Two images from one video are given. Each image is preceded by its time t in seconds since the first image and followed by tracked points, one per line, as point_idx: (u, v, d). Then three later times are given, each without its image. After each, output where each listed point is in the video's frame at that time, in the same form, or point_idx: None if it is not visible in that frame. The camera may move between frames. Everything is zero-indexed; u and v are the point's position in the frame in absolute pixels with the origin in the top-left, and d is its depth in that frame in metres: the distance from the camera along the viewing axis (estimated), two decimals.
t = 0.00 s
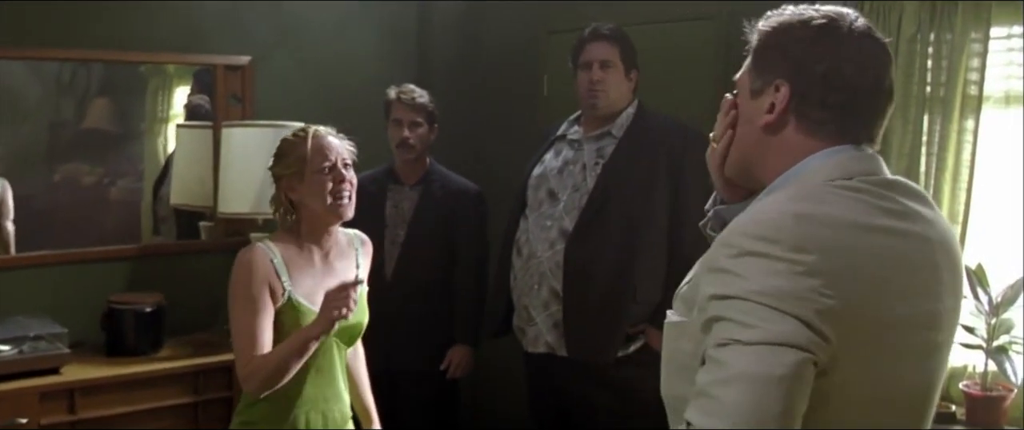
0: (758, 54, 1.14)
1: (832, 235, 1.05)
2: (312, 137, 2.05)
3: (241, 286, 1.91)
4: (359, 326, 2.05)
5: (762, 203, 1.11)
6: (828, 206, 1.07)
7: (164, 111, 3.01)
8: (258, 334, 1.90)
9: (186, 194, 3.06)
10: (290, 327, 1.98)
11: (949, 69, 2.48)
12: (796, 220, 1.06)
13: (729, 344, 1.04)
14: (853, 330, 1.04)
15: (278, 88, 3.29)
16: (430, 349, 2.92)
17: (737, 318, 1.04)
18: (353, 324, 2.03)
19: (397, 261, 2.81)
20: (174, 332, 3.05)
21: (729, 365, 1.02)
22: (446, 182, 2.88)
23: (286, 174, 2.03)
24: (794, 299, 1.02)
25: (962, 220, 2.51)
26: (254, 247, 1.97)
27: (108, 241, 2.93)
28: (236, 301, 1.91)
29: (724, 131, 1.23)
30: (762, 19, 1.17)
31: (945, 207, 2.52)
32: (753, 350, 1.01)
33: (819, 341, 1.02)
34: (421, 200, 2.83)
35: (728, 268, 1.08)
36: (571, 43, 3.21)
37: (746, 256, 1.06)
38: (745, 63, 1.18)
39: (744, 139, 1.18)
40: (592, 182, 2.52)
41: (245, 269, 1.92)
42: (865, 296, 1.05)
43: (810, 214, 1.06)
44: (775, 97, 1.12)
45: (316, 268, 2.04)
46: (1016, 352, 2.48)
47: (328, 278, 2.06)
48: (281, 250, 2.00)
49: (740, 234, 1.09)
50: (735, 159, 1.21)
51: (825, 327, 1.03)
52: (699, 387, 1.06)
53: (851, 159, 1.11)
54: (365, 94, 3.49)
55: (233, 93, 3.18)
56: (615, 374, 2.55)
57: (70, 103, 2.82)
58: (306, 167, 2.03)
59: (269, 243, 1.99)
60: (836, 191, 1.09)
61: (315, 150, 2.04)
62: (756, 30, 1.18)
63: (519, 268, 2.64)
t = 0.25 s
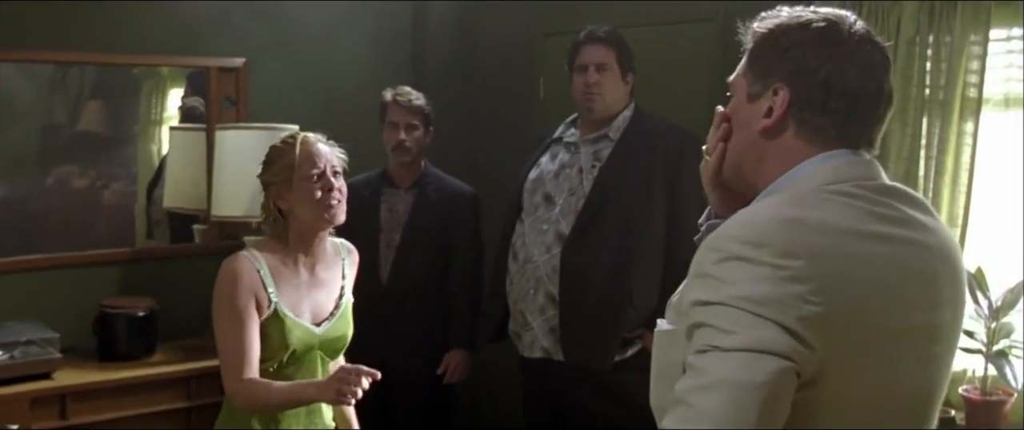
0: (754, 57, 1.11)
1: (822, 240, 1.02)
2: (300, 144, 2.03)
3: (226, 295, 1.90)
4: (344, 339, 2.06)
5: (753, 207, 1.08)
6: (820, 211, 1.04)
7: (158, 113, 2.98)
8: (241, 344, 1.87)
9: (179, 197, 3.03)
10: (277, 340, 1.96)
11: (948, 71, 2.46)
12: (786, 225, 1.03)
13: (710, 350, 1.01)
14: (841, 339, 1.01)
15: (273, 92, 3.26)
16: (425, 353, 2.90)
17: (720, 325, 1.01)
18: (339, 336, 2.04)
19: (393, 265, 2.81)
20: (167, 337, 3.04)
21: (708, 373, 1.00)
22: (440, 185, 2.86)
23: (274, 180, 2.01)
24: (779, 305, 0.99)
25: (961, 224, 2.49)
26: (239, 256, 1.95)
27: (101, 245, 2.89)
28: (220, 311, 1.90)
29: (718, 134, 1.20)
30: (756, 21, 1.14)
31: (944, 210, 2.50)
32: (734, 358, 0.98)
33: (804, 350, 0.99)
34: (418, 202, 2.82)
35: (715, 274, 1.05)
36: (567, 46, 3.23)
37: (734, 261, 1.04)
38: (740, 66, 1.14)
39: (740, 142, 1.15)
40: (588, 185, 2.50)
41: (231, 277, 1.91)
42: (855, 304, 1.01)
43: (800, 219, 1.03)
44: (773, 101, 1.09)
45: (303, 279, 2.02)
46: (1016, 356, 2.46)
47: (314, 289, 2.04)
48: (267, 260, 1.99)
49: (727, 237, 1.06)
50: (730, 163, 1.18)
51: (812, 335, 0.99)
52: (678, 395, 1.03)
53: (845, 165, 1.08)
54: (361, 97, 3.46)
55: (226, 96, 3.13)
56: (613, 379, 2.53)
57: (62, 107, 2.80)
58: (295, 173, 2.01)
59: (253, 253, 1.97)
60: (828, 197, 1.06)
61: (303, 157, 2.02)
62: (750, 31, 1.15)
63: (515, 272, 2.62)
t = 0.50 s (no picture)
0: (752, 57, 1.08)
1: (816, 243, 0.98)
2: (294, 146, 2.02)
3: (223, 300, 1.86)
4: (337, 343, 2.03)
5: (747, 210, 1.05)
6: (815, 213, 1.01)
7: (154, 113, 2.95)
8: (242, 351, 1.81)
9: (174, 198, 3.00)
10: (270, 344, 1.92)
11: (949, 70, 2.44)
12: (779, 228, 0.99)
13: (698, 358, 0.98)
14: (835, 346, 0.97)
15: (269, 92, 3.23)
16: (422, 355, 2.87)
17: (708, 331, 0.98)
18: (333, 340, 2.01)
19: (389, 267, 2.79)
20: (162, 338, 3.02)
21: (695, 381, 0.96)
22: (437, 184, 2.82)
23: (268, 184, 2.01)
24: (769, 310, 0.95)
25: (963, 223, 2.47)
26: (231, 259, 1.92)
27: (96, 246, 2.87)
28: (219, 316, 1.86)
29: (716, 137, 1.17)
30: (752, 19, 1.11)
31: (946, 210, 2.48)
32: (721, 365, 0.95)
33: (795, 357, 0.95)
34: (415, 202, 2.80)
35: (705, 279, 1.01)
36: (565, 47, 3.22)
37: (725, 265, 1.00)
38: (737, 65, 1.11)
39: (737, 144, 1.12)
40: (587, 185, 2.48)
41: (224, 281, 1.88)
42: (851, 310, 0.97)
43: (794, 222, 0.99)
44: (772, 102, 1.06)
45: (297, 282, 2.00)
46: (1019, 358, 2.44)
47: (306, 292, 2.01)
48: (261, 262, 1.96)
49: (718, 241, 1.02)
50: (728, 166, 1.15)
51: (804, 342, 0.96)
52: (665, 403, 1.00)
53: (844, 167, 1.05)
54: (358, 96, 3.44)
55: (221, 97, 3.09)
56: (612, 381, 2.51)
57: (56, 107, 2.77)
58: (288, 176, 2.01)
59: (246, 256, 1.95)
60: (825, 199, 1.02)
61: (297, 158, 2.02)
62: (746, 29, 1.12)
63: (513, 273, 2.60)
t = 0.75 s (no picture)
0: (747, 53, 1.08)
1: (818, 247, 0.98)
2: (294, 142, 2.00)
3: (220, 302, 1.84)
4: (338, 342, 2.01)
5: (750, 213, 1.05)
6: (819, 216, 1.00)
7: (149, 111, 2.92)
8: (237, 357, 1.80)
9: (168, 196, 2.97)
10: (271, 345, 1.91)
11: (951, 67, 2.42)
12: (782, 232, 0.99)
13: (707, 366, 0.98)
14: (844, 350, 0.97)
15: (265, 90, 3.20)
16: (419, 354, 2.85)
17: (716, 340, 0.98)
18: (334, 339, 1.99)
19: (385, 267, 2.76)
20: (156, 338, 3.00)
21: (705, 390, 0.96)
22: (433, 184, 2.80)
23: (268, 181, 1.99)
24: (774, 317, 0.96)
25: (964, 222, 2.46)
26: (232, 259, 1.90)
27: (90, 245, 2.85)
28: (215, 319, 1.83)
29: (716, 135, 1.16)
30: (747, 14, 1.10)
31: (947, 207, 2.46)
32: (731, 374, 0.95)
33: (803, 363, 0.95)
34: (410, 202, 2.77)
35: (710, 285, 1.01)
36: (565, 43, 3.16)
37: (728, 271, 1.00)
38: (733, 61, 1.11)
39: (734, 142, 1.12)
40: (585, 182, 2.46)
41: (224, 283, 1.85)
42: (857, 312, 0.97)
43: (798, 225, 0.99)
44: (769, 99, 1.06)
45: (297, 281, 1.98)
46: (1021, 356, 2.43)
47: (306, 291, 1.99)
48: (260, 261, 1.94)
49: (721, 247, 1.02)
50: (727, 164, 1.14)
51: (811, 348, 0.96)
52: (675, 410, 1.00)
53: (843, 167, 1.04)
54: (354, 94, 3.41)
55: (216, 95, 3.06)
56: (611, 380, 2.49)
57: (50, 106, 2.75)
58: (288, 174, 1.98)
59: (246, 255, 1.93)
60: (829, 201, 1.02)
61: (297, 156, 1.99)
62: (742, 23, 1.12)
63: (511, 272, 2.57)
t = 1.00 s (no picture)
0: (763, 44, 1.01)
1: (835, 248, 0.92)
2: (294, 139, 1.98)
3: (206, 303, 1.80)
4: (337, 342, 1.98)
5: (761, 214, 0.99)
6: (835, 216, 0.95)
7: (136, 110, 2.88)
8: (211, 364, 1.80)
9: (155, 197, 2.93)
10: (269, 347, 1.86)
11: (949, 65, 2.40)
12: (798, 232, 0.94)
13: (730, 372, 0.91)
14: (865, 354, 0.91)
15: (253, 89, 3.16)
16: (411, 356, 2.82)
17: (735, 345, 0.92)
18: (333, 339, 1.97)
19: (375, 269, 2.72)
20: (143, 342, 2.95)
21: (728, 397, 0.90)
22: (423, 184, 2.76)
23: (264, 181, 1.96)
24: (795, 320, 0.90)
25: (963, 221, 2.43)
26: (229, 259, 1.86)
27: (78, 246, 2.81)
28: (196, 319, 1.80)
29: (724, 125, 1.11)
30: None
31: (945, 207, 2.44)
32: (759, 379, 0.89)
33: (826, 368, 0.89)
34: (400, 203, 2.73)
35: (724, 290, 0.95)
36: (557, 41, 3.14)
37: (742, 274, 0.94)
38: (748, 49, 1.04)
39: (740, 136, 1.06)
40: (578, 182, 2.42)
41: (219, 284, 1.81)
42: (877, 315, 0.92)
43: (814, 225, 0.94)
44: (781, 98, 1.00)
45: (296, 280, 1.94)
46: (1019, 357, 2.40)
47: (306, 290, 1.95)
48: (256, 261, 1.90)
49: (734, 251, 0.97)
50: (732, 160, 1.09)
51: (834, 352, 0.90)
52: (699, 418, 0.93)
53: (854, 166, 0.99)
54: (345, 93, 3.38)
55: (205, 94, 3.02)
56: (607, 382, 2.46)
57: (37, 107, 2.71)
58: (285, 172, 1.96)
59: (243, 255, 1.88)
60: (844, 199, 0.97)
61: (296, 153, 1.97)
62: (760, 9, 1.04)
63: (503, 273, 2.54)
